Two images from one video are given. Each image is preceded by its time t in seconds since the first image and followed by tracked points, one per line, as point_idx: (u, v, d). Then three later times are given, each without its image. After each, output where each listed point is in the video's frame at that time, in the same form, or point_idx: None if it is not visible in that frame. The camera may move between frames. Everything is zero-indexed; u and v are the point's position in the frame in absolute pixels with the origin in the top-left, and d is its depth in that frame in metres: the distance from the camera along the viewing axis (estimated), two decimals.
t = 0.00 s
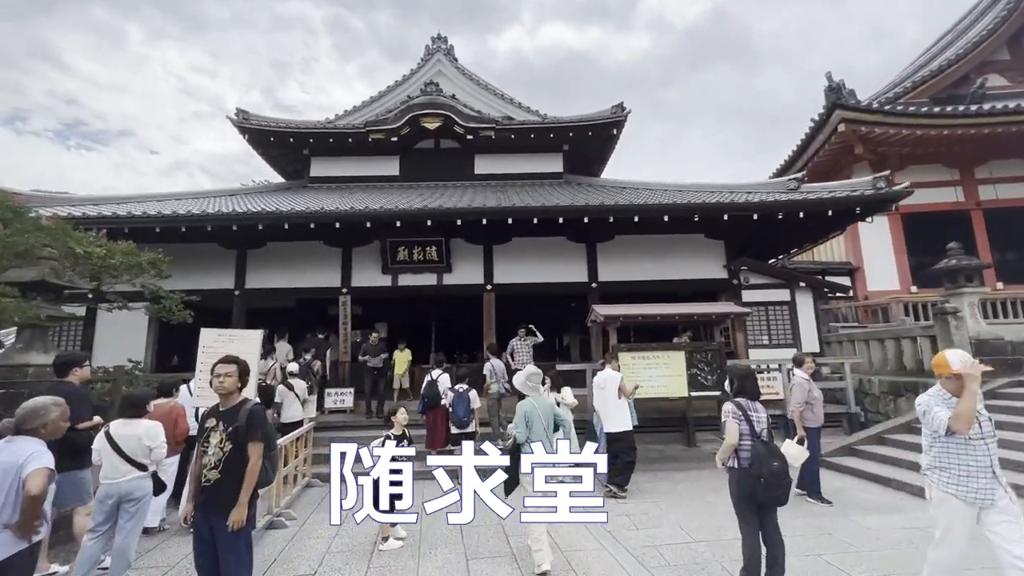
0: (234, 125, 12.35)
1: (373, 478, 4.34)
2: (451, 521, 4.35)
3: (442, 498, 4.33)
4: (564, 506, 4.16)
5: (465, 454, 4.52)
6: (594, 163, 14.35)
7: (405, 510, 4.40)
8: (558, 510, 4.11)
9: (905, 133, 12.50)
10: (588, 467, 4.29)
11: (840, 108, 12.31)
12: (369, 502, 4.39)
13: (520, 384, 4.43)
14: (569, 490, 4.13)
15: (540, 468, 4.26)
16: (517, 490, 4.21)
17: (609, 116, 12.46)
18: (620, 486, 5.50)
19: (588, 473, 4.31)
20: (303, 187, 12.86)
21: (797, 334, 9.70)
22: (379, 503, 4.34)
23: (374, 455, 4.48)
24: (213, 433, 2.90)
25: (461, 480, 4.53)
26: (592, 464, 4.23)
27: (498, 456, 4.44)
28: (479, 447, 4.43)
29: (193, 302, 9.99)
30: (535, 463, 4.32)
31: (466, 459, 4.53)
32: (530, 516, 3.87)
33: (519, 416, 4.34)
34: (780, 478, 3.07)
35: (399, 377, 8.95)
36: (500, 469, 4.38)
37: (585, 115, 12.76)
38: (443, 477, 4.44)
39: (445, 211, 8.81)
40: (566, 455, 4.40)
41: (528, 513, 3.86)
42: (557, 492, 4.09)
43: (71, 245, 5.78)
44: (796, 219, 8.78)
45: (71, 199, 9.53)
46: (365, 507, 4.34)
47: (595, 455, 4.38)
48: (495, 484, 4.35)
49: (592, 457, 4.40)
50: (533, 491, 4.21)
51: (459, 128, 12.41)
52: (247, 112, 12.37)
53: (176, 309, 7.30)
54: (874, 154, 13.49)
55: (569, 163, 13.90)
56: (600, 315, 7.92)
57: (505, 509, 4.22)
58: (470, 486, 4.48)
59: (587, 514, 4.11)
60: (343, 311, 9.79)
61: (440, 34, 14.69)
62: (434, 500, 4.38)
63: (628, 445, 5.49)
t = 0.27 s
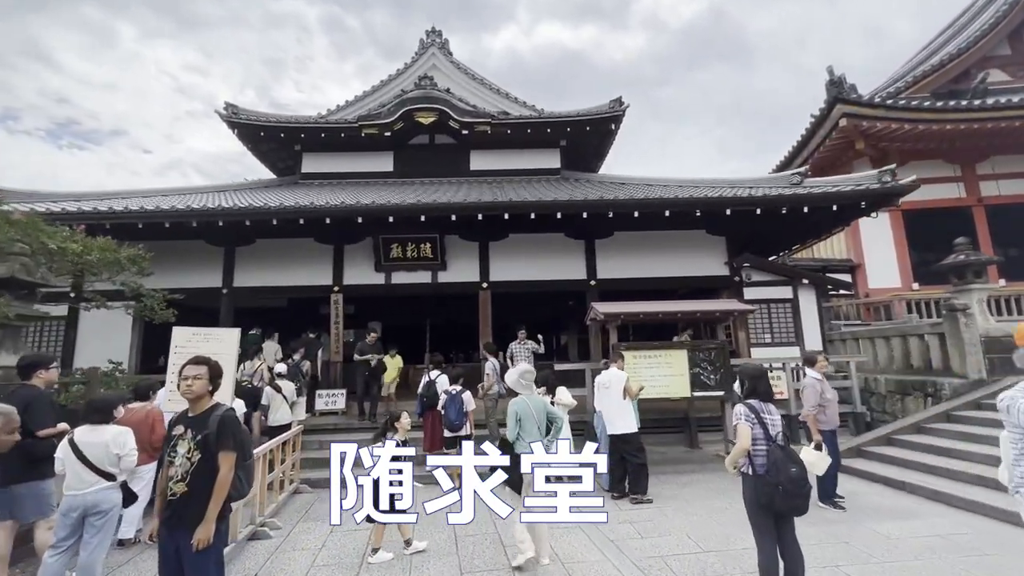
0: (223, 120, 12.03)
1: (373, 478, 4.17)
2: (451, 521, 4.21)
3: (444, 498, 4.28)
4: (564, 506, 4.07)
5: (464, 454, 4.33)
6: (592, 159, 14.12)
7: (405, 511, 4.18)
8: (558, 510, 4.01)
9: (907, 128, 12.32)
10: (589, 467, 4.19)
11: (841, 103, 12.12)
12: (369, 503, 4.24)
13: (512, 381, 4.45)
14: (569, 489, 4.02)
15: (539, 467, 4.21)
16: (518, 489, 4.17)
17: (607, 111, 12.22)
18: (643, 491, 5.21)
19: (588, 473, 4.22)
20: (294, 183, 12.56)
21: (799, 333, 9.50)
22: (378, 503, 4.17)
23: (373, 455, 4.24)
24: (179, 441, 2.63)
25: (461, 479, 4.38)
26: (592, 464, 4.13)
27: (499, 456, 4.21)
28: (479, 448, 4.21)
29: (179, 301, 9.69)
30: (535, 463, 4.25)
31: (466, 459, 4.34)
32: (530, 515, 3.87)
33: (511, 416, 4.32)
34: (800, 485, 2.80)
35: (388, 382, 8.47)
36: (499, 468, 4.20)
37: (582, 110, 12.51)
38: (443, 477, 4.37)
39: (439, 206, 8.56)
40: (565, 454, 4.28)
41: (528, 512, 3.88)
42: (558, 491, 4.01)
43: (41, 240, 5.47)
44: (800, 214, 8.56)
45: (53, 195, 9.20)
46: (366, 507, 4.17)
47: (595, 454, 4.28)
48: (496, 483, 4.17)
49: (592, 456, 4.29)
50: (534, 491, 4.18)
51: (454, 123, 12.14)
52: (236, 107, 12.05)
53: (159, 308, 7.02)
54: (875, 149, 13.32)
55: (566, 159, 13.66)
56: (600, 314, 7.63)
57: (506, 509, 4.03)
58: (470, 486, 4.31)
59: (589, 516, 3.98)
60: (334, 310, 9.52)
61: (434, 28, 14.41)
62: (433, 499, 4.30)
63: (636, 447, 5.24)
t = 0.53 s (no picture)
0: (213, 114, 11.75)
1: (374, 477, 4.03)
2: (451, 521, 4.14)
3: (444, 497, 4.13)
4: (565, 506, 4.06)
5: (464, 454, 4.23)
6: (590, 155, 13.93)
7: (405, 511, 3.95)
8: (558, 510, 4.01)
9: (908, 124, 12.19)
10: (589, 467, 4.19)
11: (843, 98, 11.98)
12: (369, 503, 4.15)
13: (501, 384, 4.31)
14: (569, 489, 4.04)
15: (539, 467, 4.11)
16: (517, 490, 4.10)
17: (606, 106, 12.02)
18: (662, 494, 4.99)
19: (588, 473, 4.23)
20: (287, 179, 12.29)
21: (803, 331, 9.33)
22: (378, 503, 3.94)
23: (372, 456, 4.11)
24: (152, 450, 2.39)
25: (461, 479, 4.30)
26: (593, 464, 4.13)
27: (499, 456, 4.10)
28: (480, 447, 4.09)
29: (167, 299, 9.42)
30: (535, 463, 4.16)
31: (465, 460, 4.24)
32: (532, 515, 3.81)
33: (500, 417, 4.20)
34: (826, 493, 2.57)
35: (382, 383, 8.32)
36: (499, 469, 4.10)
37: (581, 105, 12.31)
38: (443, 477, 4.27)
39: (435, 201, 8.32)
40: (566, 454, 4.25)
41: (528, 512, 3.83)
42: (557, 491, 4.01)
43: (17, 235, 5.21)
44: (804, 210, 8.39)
45: (35, 190, 8.91)
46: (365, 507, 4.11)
47: (594, 454, 4.29)
48: (496, 484, 4.05)
49: (592, 456, 4.31)
50: (533, 491, 4.07)
51: (451, 118, 11.91)
52: (227, 101, 11.76)
53: (145, 307, 6.75)
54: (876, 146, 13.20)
55: (564, 155, 13.45)
56: (602, 312, 7.37)
57: (506, 509, 3.95)
58: (470, 486, 4.24)
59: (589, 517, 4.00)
60: (328, 308, 9.27)
61: (430, 22, 14.16)
62: (432, 500, 4.08)
63: (643, 449, 5.03)
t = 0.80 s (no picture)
0: (203, 108, 11.44)
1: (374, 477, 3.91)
2: (451, 522, 4.06)
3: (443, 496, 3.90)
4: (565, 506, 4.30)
5: (465, 453, 4.12)
6: (588, 151, 13.74)
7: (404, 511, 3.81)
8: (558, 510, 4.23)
9: (909, 120, 12.08)
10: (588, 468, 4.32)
11: (844, 93, 11.85)
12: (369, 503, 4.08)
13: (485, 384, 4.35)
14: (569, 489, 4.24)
15: (540, 467, 4.29)
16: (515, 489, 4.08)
17: (605, 101, 11.82)
18: (671, 498, 4.77)
19: (589, 473, 4.34)
20: (279, 175, 12.01)
21: (806, 329, 9.18)
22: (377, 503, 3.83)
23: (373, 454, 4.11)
24: (122, 458, 2.16)
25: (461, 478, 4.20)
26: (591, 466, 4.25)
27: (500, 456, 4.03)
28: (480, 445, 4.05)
29: (154, 297, 9.12)
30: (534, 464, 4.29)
31: (466, 459, 4.13)
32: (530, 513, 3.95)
33: (486, 417, 4.23)
34: (861, 502, 2.37)
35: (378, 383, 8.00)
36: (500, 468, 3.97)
37: (580, 100, 12.12)
38: (443, 476, 4.12)
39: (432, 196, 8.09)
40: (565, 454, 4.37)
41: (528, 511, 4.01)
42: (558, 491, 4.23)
43: None
44: (809, 205, 8.22)
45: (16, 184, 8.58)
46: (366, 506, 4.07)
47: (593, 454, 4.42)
48: (496, 483, 3.88)
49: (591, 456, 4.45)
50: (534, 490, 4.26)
51: (447, 113, 11.67)
52: (217, 94, 11.45)
53: (130, 304, 6.48)
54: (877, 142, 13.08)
55: (562, 152, 13.25)
56: (604, 308, 7.12)
57: (507, 509, 3.75)
58: (470, 486, 4.13)
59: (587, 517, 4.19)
60: (321, 306, 9.01)
61: (426, 16, 13.91)
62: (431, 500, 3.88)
63: (650, 452, 4.83)
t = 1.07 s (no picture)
0: (193, 102, 11.15)
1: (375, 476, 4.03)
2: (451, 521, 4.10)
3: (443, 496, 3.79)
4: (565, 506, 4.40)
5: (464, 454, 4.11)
6: (587, 149, 13.54)
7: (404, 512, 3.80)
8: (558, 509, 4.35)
9: (911, 117, 11.95)
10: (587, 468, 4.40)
11: (846, 90, 11.70)
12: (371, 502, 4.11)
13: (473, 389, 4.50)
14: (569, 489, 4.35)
15: (540, 467, 4.45)
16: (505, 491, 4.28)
17: (605, 97, 11.62)
18: (678, 506, 4.58)
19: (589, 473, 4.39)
20: (271, 172, 11.73)
21: (809, 329, 9.02)
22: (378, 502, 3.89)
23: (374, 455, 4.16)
24: (83, 477, 1.92)
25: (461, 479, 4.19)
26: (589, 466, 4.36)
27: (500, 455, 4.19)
28: (479, 447, 4.17)
29: (141, 297, 8.83)
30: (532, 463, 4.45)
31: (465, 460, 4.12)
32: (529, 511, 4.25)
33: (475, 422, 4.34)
34: (900, 518, 2.18)
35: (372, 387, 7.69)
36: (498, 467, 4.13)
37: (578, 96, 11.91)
38: (443, 477, 3.83)
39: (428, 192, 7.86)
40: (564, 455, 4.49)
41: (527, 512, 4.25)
42: (558, 491, 4.35)
43: None
44: (813, 202, 8.06)
45: None
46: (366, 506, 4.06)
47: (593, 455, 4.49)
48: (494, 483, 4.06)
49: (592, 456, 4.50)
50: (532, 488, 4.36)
51: (443, 109, 11.44)
52: (207, 88, 11.16)
53: (114, 305, 6.22)
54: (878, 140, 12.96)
55: (561, 149, 13.05)
56: (606, 307, 6.89)
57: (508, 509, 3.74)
58: (470, 486, 4.13)
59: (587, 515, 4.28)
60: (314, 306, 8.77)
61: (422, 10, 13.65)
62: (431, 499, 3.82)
63: (656, 457, 4.65)
